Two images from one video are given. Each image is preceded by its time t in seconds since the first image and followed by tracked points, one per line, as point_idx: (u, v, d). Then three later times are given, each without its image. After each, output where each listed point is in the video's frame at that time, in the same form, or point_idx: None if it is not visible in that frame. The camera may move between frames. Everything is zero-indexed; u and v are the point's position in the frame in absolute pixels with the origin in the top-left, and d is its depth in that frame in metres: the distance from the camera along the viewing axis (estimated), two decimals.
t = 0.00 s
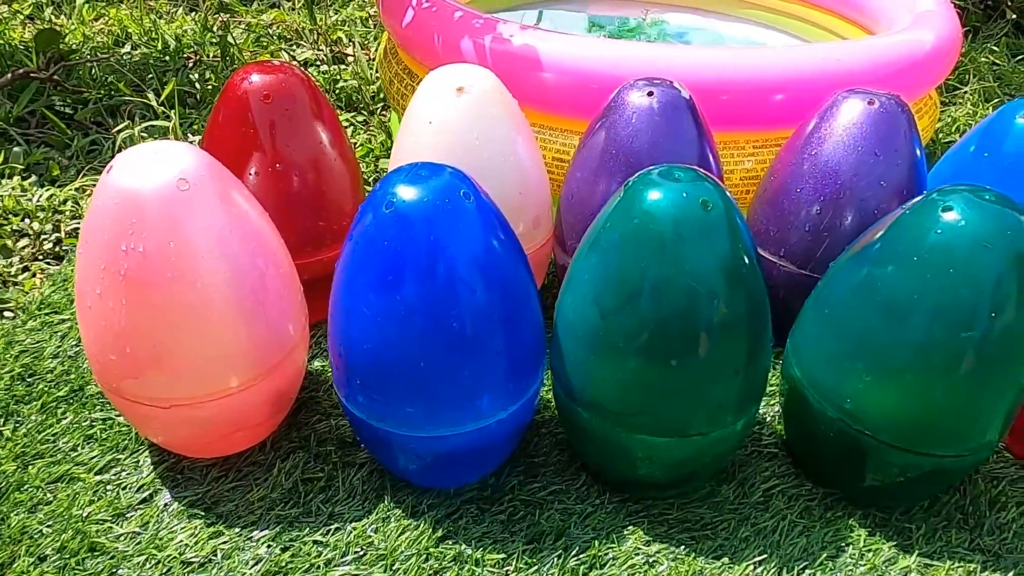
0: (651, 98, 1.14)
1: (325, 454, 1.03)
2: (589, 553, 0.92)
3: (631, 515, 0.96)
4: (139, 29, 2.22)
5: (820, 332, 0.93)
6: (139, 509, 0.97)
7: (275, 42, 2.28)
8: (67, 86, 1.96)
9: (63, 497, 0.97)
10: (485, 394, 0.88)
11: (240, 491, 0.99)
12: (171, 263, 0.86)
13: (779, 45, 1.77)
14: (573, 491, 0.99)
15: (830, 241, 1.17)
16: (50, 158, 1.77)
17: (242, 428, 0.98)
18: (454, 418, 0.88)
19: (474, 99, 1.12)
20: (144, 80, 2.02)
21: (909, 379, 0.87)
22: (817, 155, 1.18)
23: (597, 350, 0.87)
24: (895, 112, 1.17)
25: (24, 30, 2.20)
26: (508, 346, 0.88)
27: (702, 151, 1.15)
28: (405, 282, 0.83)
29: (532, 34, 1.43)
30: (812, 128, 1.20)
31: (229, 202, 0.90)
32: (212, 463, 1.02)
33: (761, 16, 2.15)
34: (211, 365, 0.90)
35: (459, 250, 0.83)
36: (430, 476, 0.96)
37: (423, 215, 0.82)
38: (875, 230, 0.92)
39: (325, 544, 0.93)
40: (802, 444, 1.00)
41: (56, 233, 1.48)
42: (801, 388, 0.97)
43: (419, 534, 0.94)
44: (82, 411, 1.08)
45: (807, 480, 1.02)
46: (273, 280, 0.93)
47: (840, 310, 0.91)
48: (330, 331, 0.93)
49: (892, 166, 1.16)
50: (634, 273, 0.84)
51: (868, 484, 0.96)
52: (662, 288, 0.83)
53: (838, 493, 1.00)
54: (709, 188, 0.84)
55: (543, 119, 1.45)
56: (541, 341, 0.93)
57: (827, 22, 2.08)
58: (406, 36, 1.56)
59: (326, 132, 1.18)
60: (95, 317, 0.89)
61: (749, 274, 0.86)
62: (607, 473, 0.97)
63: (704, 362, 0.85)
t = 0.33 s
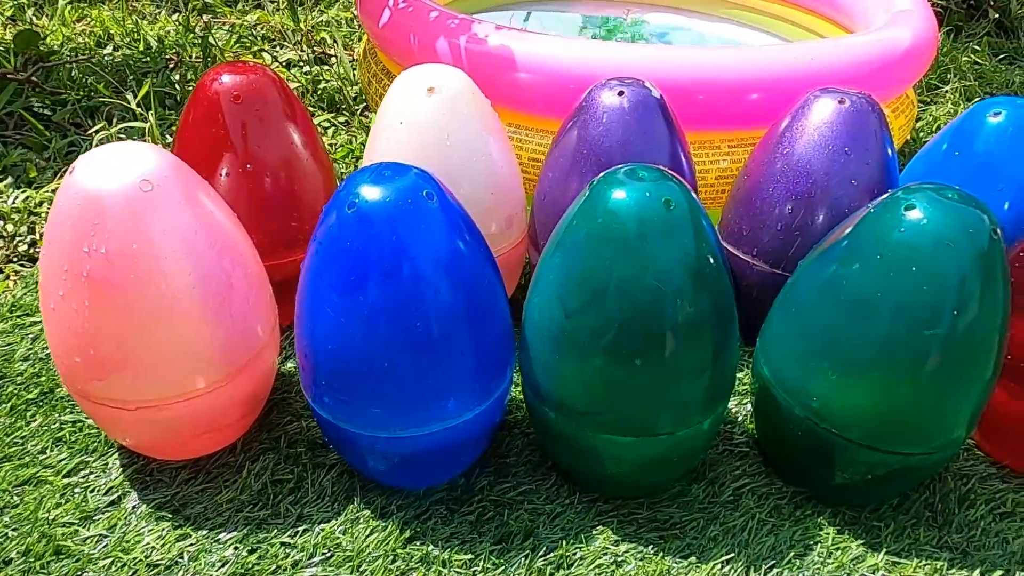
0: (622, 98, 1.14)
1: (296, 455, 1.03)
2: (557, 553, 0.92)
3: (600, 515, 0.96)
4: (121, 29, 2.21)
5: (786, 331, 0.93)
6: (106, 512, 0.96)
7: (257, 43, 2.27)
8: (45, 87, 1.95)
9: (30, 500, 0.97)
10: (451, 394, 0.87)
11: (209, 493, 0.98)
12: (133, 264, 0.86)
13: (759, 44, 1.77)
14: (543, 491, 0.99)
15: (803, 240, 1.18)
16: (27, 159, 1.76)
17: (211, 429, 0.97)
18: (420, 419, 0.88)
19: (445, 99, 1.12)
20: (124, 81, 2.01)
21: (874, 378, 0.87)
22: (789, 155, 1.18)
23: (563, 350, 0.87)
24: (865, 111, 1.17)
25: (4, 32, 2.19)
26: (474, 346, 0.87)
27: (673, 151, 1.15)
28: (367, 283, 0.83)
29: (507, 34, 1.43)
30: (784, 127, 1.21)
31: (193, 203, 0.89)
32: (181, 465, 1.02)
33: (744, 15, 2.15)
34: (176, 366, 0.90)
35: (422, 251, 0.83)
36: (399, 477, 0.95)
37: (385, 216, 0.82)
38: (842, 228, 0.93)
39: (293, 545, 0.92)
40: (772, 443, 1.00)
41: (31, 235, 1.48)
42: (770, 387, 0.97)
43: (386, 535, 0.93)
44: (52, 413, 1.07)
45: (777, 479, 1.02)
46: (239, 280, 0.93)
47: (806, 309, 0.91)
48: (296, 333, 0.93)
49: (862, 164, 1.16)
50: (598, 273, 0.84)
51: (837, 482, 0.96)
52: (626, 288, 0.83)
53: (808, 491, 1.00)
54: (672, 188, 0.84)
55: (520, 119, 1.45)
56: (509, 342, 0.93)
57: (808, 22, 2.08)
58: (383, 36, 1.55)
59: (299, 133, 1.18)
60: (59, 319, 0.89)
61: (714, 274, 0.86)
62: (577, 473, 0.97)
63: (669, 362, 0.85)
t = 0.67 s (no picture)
0: (594, 95, 1.14)
1: (267, 456, 1.02)
2: (526, 552, 0.92)
3: (572, 514, 0.96)
4: (100, 28, 2.19)
5: (756, 328, 0.93)
6: (73, 515, 0.95)
7: (239, 41, 2.26)
8: (21, 87, 1.94)
9: None
10: (418, 394, 0.87)
11: (178, 495, 0.98)
12: (95, 265, 0.85)
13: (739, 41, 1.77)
14: (515, 490, 0.98)
15: (776, 236, 1.17)
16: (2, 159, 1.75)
17: (179, 431, 0.97)
18: (387, 419, 0.87)
19: (416, 97, 1.11)
20: (102, 80, 2.00)
21: (841, 373, 0.87)
22: (762, 151, 1.18)
23: (529, 349, 0.87)
24: (838, 107, 1.17)
25: None
26: (441, 346, 0.87)
27: (646, 148, 1.15)
28: (331, 282, 0.82)
29: (482, 31, 1.43)
30: (758, 124, 1.20)
31: (157, 203, 0.89)
32: (151, 467, 1.01)
33: (727, 11, 2.15)
34: (141, 368, 0.89)
35: (386, 250, 0.82)
36: (369, 477, 0.95)
37: (347, 215, 0.81)
38: (810, 225, 0.92)
39: (261, 547, 0.92)
40: (744, 440, 1.00)
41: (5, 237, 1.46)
42: (741, 384, 0.97)
43: (356, 536, 0.93)
44: (21, 415, 1.06)
45: (749, 476, 1.02)
46: (205, 281, 0.92)
47: (775, 305, 0.91)
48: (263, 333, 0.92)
49: (835, 161, 1.16)
50: (563, 271, 0.83)
51: (809, 479, 0.96)
52: (591, 286, 0.83)
53: (780, 488, 1.00)
54: (637, 185, 0.84)
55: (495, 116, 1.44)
56: (478, 341, 0.93)
57: (790, 19, 2.08)
58: (359, 34, 1.54)
59: (271, 132, 1.17)
60: (22, 321, 0.88)
61: (681, 271, 0.86)
62: (548, 472, 0.97)
63: (636, 359, 0.85)
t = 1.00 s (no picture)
0: (559, 94, 1.13)
1: (231, 463, 1.01)
2: (490, 557, 0.91)
3: (538, 517, 0.95)
4: (73, 31, 2.17)
5: (720, 326, 0.93)
6: (32, 526, 0.94)
7: (214, 42, 2.25)
8: None
9: None
10: (378, 399, 0.86)
11: (140, 504, 0.97)
12: (47, 272, 0.84)
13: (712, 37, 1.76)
14: (481, 494, 0.98)
15: (744, 234, 1.17)
16: None
17: (140, 439, 0.96)
18: (347, 424, 0.86)
19: (378, 98, 1.11)
20: (73, 83, 1.98)
21: (802, 372, 0.86)
22: (729, 149, 1.17)
23: (489, 352, 0.86)
24: (804, 103, 1.17)
25: None
26: (400, 350, 0.86)
27: (612, 147, 1.14)
28: (286, 287, 0.81)
29: (449, 31, 1.42)
30: (725, 121, 1.20)
31: (112, 209, 0.88)
32: (113, 476, 1.00)
33: (703, 8, 2.14)
34: (98, 376, 0.88)
35: (341, 254, 0.81)
36: (332, 483, 0.94)
37: (301, 218, 0.80)
38: (773, 223, 0.92)
39: (223, 556, 0.91)
40: (711, 440, 1.00)
41: None
42: (706, 383, 0.96)
43: (318, 543, 0.92)
44: None
45: (717, 475, 1.01)
46: (163, 287, 0.91)
47: (737, 304, 0.90)
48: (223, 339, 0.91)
49: (801, 158, 1.16)
50: (521, 272, 0.83)
51: (775, 477, 0.96)
52: (550, 287, 0.82)
53: (748, 486, 1.00)
54: (595, 185, 0.83)
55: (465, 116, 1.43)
56: (441, 343, 0.92)
57: (766, 16, 2.08)
58: (328, 34, 1.54)
59: (234, 135, 1.16)
60: None
61: (641, 271, 0.86)
62: (514, 474, 0.96)
63: (596, 360, 0.84)
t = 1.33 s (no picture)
0: (531, 93, 1.13)
1: (200, 463, 1.00)
2: (458, 557, 0.91)
3: (508, 517, 0.95)
4: (55, 28, 2.16)
5: (689, 325, 0.93)
6: None
7: (196, 40, 2.23)
8: None
9: None
10: (344, 399, 0.85)
11: (107, 505, 0.96)
12: (8, 271, 0.83)
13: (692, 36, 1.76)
14: (451, 494, 0.97)
15: (718, 233, 1.17)
16: None
17: (107, 440, 0.95)
18: (313, 424, 0.86)
19: (350, 97, 1.10)
20: (52, 81, 1.97)
21: (769, 371, 0.86)
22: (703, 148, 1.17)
23: (456, 351, 0.86)
24: (777, 102, 1.17)
25: None
26: (366, 350, 0.86)
27: (586, 145, 1.14)
28: (249, 287, 0.81)
29: (425, 29, 1.41)
30: (699, 120, 1.20)
31: (76, 208, 0.87)
32: (81, 477, 0.99)
33: (687, 6, 2.14)
34: (62, 376, 0.87)
35: (305, 253, 0.81)
36: (300, 483, 0.93)
37: (263, 217, 0.80)
38: (742, 222, 0.92)
39: (189, 557, 0.90)
40: (682, 439, 0.99)
41: None
42: (677, 383, 0.96)
43: (286, 544, 0.91)
44: None
45: (689, 474, 1.01)
46: (130, 287, 0.90)
47: (705, 303, 0.90)
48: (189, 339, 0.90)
49: (774, 157, 1.16)
50: (485, 272, 0.82)
51: (746, 476, 0.96)
52: (515, 287, 0.82)
53: (719, 486, 1.00)
54: (561, 184, 0.83)
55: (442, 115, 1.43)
56: (409, 343, 0.91)
57: (748, 15, 2.08)
58: (305, 32, 1.53)
59: (206, 134, 1.15)
60: None
61: (609, 271, 0.85)
62: (485, 474, 0.96)
63: (562, 360, 0.84)
